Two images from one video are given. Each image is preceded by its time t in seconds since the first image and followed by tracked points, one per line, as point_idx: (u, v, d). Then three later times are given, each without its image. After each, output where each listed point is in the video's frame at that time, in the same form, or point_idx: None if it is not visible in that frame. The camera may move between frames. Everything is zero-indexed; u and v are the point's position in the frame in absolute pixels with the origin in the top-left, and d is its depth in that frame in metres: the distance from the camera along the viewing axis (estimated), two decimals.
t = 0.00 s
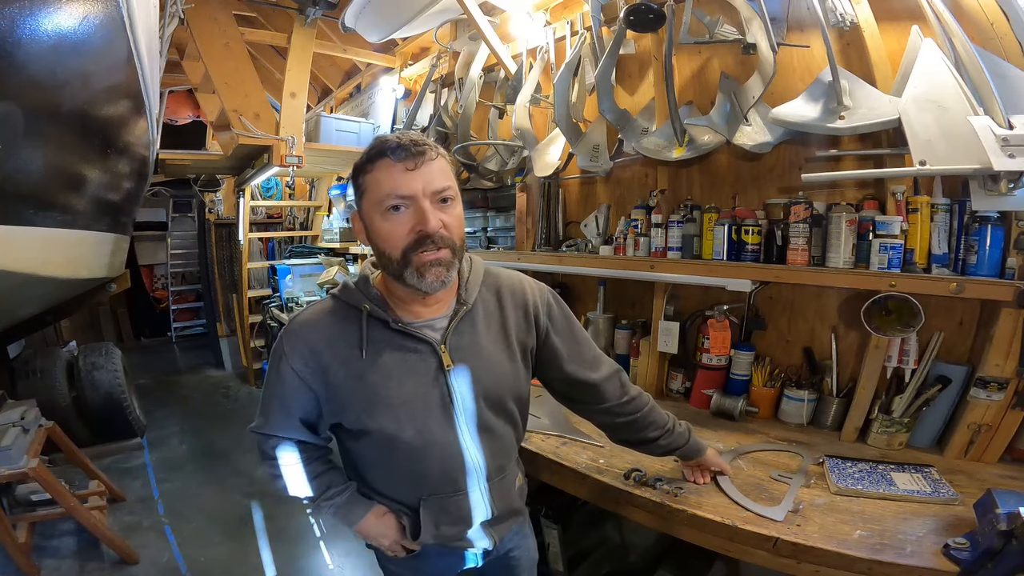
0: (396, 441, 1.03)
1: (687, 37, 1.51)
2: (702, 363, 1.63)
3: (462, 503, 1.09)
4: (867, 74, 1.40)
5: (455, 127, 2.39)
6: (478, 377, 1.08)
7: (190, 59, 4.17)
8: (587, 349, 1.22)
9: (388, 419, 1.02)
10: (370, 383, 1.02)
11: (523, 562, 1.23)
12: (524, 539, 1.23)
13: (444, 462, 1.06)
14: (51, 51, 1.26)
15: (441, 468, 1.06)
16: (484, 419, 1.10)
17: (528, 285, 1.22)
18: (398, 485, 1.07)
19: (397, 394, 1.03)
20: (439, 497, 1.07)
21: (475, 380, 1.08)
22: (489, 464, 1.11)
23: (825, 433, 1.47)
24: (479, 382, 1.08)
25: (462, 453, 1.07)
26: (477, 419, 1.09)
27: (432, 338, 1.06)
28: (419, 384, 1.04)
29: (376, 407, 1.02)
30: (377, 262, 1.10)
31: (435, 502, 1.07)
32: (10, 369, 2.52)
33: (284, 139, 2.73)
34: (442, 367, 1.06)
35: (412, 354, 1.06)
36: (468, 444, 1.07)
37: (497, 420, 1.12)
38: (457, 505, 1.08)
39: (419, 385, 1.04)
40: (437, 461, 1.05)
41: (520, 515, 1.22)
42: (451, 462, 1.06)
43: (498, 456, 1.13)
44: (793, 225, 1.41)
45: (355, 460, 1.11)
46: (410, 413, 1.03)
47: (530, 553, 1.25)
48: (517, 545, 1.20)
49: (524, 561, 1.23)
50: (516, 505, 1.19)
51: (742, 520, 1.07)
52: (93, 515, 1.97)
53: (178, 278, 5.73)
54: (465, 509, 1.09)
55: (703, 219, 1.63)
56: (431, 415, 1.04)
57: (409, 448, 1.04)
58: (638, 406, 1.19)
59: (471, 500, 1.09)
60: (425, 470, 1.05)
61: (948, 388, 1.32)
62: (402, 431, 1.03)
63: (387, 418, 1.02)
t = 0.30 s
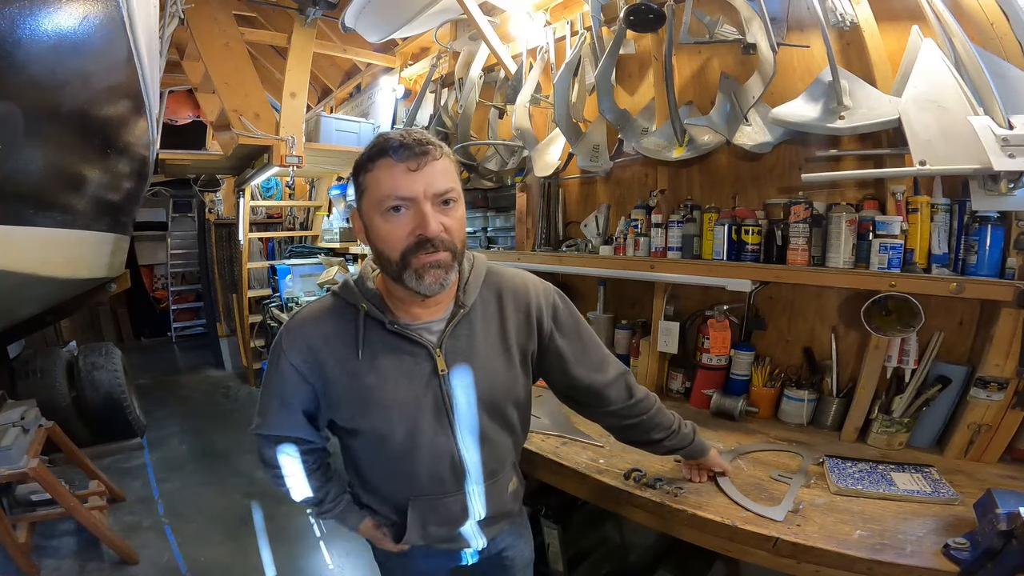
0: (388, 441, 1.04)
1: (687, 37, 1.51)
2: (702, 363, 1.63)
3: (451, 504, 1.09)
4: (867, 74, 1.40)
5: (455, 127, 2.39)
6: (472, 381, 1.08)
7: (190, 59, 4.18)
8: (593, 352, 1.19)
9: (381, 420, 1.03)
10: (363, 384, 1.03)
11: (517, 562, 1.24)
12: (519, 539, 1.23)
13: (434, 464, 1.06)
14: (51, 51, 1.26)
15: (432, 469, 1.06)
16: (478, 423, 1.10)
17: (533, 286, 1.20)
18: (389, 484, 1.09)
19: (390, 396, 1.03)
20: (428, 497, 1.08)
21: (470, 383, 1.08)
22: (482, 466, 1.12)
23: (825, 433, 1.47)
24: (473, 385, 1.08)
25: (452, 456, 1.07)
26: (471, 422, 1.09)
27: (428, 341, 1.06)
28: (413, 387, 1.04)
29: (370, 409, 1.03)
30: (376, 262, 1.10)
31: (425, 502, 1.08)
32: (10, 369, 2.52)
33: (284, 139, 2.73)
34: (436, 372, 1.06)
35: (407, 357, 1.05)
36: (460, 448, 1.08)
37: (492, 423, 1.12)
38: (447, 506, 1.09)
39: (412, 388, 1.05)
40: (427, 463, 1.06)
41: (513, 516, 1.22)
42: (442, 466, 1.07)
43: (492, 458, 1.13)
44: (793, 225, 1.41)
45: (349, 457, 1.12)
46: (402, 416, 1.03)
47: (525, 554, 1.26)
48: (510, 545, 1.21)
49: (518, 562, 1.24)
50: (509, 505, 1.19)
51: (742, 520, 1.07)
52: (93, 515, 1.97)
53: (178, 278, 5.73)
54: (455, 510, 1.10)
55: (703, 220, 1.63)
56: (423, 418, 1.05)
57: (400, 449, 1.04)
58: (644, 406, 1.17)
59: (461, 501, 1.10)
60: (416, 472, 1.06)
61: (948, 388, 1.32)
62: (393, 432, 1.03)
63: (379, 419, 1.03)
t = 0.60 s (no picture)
0: (387, 443, 1.04)
1: (687, 37, 1.51)
2: (702, 363, 1.63)
3: (448, 505, 1.10)
4: (867, 74, 1.40)
5: (455, 127, 2.39)
6: (471, 383, 1.08)
7: (190, 59, 4.17)
8: (593, 354, 1.19)
9: (379, 422, 1.03)
10: (362, 387, 1.03)
11: (512, 559, 1.24)
12: (514, 537, 1.24)
13: (432, 466, 1.07)
14: (51, 51, 1.26)
15: (430, 470, 1.07)
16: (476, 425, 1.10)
17: (534, 287, 1.20)
18: (388, 485, 1.09)
19: (389, 399, 1.03)
20: (426, 499, 1.08)
21: (469, 385, 1.08)
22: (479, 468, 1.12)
23: (825, 433, 1.47)
24: (472, 388, 1.09)
25: (450, 457, 1.08)
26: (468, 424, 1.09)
27: (426, 345, 1.06)
28: (411, 391, 1.05)
29: (369, 412, 1.03)
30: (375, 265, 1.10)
31: (422, 503, 1.09)
32: (10, 369, 2.52)
33: (284, 139, 2.74)
34: (434, 376, 1.06)
35: (406, 360, 1.05)
36: (458, 450, 1.08)
37: (490, 426, 1.13)
38: (444, 506, 1.10)
39: (411, 392, 1.05)
40: (425, 465, 1.07)
41: (508, 513, 1.22)
42: (438, 467, 1.08)
43: (489, 459, 1.13)
44: (793, 225, 1.41)
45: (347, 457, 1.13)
46: (400, 419, 1.04)
47: (520, 549, 1.26)
48: (503, 541, 1.21)
49: (513, 559, 1.24)
50: (506, 505, 1.20)
51: (742, 520, 1.07)
52: (93, 515, 1.97)
53: (178, 278, 5.73)
54: (452, 511, 1.10)
55: (703, 219, 1.63)
56: (422, 420, 1.05)
57: (398, 450, 1.05)
58: (642, 409, 1.17)
59: (459, 503, 1.10)
60: (414, 473, 1.07)
61: (948, 388, 1.32)
62: (391, 434, 1.04)
63: (377, 422, 1.03)
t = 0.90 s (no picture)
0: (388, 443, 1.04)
1: (687, 37, 1.51)
2: (702, 363, 1.64)
3: (447, 504, 1.10)
4: (867, 74, 1.40)
5: (455, 127, 2.39)
6: (470, 383, 1.08)
7: (190, 59, 4.17)
8: (592, 354, 1.19)
9: (380, 422, 1.03)
10: (362, 387, 1.03)
11: (511, 559, 1.24)
12: (513, 536, 1.24)
13: (431, 465, 1.07)
14: (51, 52, 1.27)
15: (429, 470, 1.07)
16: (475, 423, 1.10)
17: (533, 287, 1.20)
18: (388, 485, 1.09)
19: (389, 398, 1.03)
20: (425, 498, 1.08)
21: (468, 385, 1.08)
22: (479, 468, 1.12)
23: (825, 433, 1.47)
24: (471, 387, 1.08)
25: (450, 456, 1.08)
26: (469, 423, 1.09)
27: (426, 344, 1.06)
28: (411, 390, 1.05)
29: (369, 412, 1.03)
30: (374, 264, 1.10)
31: (422, 503, 1.08)
32: (10, 369, 2.52)
33: (284, 139, 2.74)
34: (434, 374, 1.06)
35: (406, 359, 1.05)
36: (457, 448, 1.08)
37: (490, 424, 1.13)
38: (443, 506, 1.10)
39: (411, 391, 1.05)
40: (425, 464, 1.07)
41: (507, 513, 1.22)
42: (438, 466, 1.08)
43: (488, 458, 1.13)
44: (793, 225, 1.41)
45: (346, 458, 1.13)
46: (400, 418, 1.04)
47: (520, 549, 1.27)
48: (503, 541, 1.21)
49: (512, 559, 1.24)
50: (504, 504, 1.20)
51: (742, 520, 1.07)
52: (93, 515, 1.97)
53: (178, 278, 5.73)
54: (451, 511, 1.10)
55: (703, 219, 1.63)
56: (421, 420, 1.05)
57: (398, 449, 1.05)
58: (639, 409, 1.17)
59: (458, 502, 1.10)
60: (414, 472, 1.07)
61: (948, 388, 1.32)
62: (391, 433, 1.04)
63: (377, 421, 1.03)
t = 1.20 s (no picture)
0: (387, 441, 1.04)
1: (687, 37, 1.51)
2: (702, 363, 1.64)
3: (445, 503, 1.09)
4: (867, 74, 1.40)
5: (455, 127, 2.39)
6: (470, 381, 1.09)
7: (190, 59, 4.18)
8: (590, 353, 1.19)
9: (379, 419, 1.03)
10: (363, 384, 1.03)
11: (510, 559, 1.24)
12: (510, 537, 1.24)
13: (430, 463, 1.07)
14: (51, 51, 1.27)
15: (428, 468, 1.07)
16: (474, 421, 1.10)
17: (533, 287, 1.20)
18: (386, 483, 1.09)
19: (389, 396, 1.03)
20: (423, 496, 1.08)
21: (468, 383, 1.08)
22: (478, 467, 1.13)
23: (825, 434, 1.47)
24: (471, 386, 1.09)
25: (448, 455, 1.08)
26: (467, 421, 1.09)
27: (426, 341, 1.06)
28: (410, 388, 1.04)
29: (369, 409, 1.03)
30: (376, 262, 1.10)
31: (420, 501, 1.08)
32: (10, 369, 2.52)
33: (284, 139, 2.74)
34: (434, 372, 1.06)
35: (406, 357, 1.06)
36: (457, 446, 1.08)
37: (489, 423, 1.13)
38: (440, 505, 1.09)
39: (411, 389, 1.05)
40: (424, 462, 1.07)
41: (505, 512, 1.22)
42: (436, 465, 1.08)
43: (485, 458, 1.13)
44: (793, 225, 1.41)
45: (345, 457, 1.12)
46: (400, 416, 1.04)
47: (519, 549, 1.27)
48: (501, 541, 1.21)
49: (512, 559, 1.24)
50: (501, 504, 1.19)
51: (742, 520, 1.06)
52: (93, 515, 1.97)
53: (178, 278, 5.72)
54: (449, 509, 1.10)
55: (703, 219, 1.63)
56: (421, 418, 1.05)
57: (396, 446, 1.05)
58: (638, 408, 1.17)
59: (456, 500, 1.10)
60: (413, 470, 1.07)
61: (948, 388, 1.32)
62: (391, 431, 1.04)
63: (376, 419, 1.03)
